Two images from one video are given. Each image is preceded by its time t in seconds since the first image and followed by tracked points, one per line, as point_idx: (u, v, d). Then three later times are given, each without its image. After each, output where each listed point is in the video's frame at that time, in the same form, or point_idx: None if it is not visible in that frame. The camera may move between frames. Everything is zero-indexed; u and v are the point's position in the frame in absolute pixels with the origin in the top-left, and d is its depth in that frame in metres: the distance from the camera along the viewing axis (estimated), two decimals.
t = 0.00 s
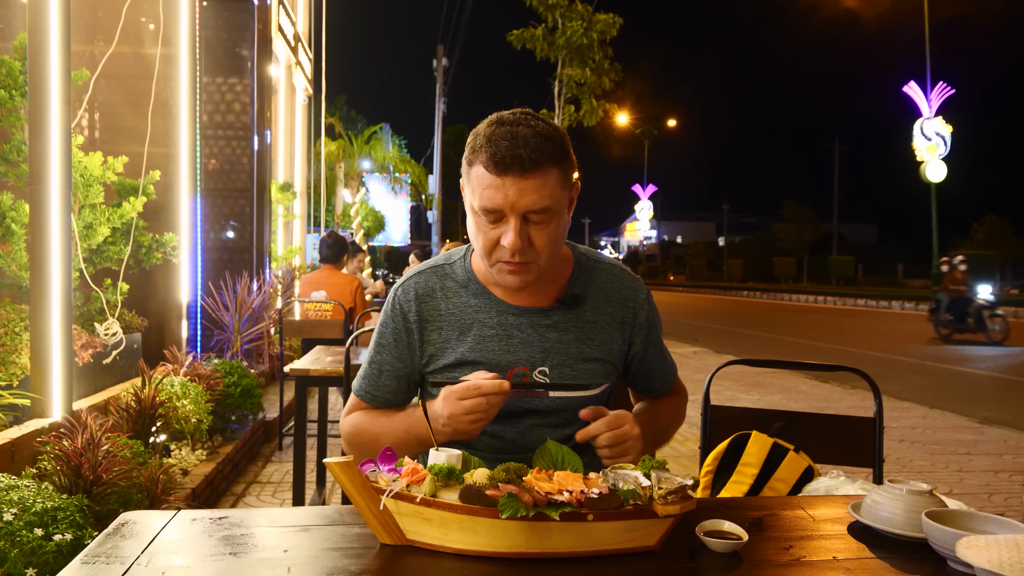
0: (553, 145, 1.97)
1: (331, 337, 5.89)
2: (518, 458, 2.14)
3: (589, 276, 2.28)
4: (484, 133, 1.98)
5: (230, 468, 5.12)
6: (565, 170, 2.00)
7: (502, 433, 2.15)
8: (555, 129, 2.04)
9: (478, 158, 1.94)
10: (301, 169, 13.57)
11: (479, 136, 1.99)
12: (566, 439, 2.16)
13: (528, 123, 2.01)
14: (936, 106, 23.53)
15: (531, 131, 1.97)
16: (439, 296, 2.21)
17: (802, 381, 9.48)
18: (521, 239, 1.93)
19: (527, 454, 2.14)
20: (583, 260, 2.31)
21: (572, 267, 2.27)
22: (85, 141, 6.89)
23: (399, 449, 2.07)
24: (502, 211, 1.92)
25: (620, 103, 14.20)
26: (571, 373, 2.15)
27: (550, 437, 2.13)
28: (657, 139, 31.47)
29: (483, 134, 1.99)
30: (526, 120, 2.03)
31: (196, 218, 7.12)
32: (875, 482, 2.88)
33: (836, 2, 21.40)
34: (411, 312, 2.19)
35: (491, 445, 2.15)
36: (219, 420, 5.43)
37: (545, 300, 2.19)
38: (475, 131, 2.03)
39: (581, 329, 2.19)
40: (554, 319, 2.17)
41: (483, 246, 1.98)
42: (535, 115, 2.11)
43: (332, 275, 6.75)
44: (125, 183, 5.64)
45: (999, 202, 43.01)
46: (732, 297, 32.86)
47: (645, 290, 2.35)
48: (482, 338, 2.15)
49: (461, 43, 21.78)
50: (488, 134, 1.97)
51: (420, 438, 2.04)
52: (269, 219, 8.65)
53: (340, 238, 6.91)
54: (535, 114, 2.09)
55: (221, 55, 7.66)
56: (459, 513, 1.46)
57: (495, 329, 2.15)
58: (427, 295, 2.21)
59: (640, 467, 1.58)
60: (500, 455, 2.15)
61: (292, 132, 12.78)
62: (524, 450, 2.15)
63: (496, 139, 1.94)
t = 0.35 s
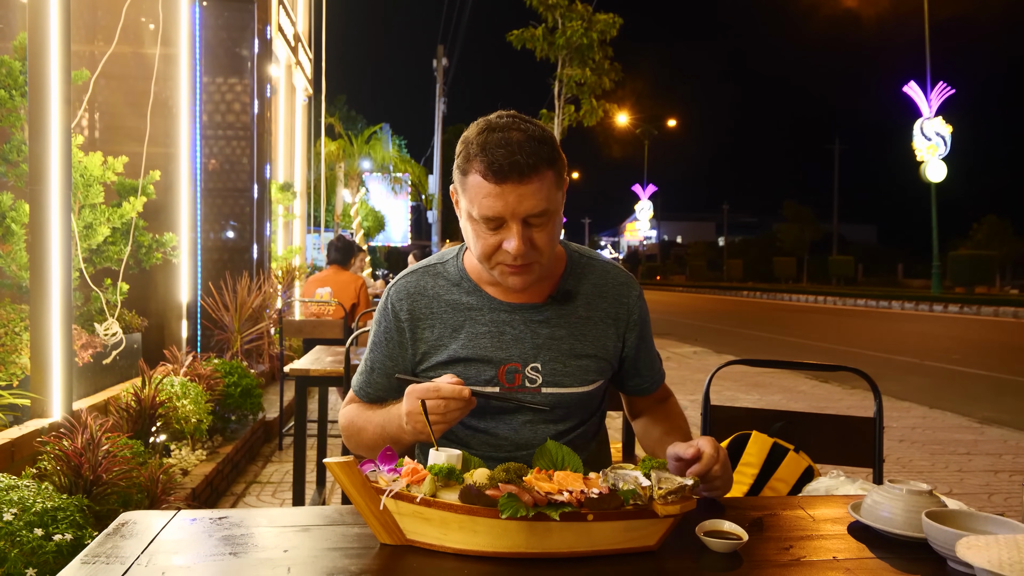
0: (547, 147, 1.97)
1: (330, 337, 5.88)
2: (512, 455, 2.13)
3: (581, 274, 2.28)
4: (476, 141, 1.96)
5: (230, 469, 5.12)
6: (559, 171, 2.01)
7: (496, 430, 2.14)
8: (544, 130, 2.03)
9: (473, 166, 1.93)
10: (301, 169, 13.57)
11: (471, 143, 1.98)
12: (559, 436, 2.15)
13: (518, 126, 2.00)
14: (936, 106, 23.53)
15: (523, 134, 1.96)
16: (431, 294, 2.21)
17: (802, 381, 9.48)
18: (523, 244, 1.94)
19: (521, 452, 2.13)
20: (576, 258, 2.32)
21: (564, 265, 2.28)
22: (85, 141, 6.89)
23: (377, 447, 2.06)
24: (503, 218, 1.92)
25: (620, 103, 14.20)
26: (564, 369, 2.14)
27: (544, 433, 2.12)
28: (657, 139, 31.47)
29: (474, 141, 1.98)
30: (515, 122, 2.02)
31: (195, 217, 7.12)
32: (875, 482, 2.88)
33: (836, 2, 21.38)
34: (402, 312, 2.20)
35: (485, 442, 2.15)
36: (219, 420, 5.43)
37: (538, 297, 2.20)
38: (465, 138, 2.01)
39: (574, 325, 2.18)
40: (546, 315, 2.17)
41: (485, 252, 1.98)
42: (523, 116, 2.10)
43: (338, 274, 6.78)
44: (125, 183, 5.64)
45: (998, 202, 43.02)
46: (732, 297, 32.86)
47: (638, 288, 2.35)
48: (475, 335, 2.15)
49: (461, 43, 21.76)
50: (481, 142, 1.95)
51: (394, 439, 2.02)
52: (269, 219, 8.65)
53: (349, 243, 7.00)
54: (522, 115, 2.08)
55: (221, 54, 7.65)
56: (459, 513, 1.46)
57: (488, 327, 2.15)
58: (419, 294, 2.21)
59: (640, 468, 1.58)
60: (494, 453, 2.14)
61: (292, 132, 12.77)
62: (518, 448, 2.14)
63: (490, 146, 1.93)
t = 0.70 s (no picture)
0: (563, 147, 1.98)
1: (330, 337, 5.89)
2: (515, 451, 2.13)
3: (588, 272, 2.28)
4: (494, 139, 1.96)
5: (230, 469, 5.12)
6: (574, 171, 2.01)
7: (500, 425, 2.14)
8: (560, 130, 2.04)
9: (492, 163, 1.93)
10: (301, 168, 13.57)
11: (489, 141, 1.98)
12: (563, 432, 2.15)
13: (535, 125, 2.01)
14: (936, 106, 23.54)
15: (541, 133, 1.97)
16: (439, 289, 2.21)
17: (802, 381, 9.48)
18: (539, 241, 1.94)
19: (525, 447, 2.13)
20: (583, 257, 2.32)
21: (571, 263, 2.28)
22: (85, 141, 6.88)
23: (382, 440, 2.06)
24: (520, 215, 1.92)
25: (620, 103, 14.20)
26: (570, 365, 2.14)
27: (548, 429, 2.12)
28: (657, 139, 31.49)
29: (492, 139, 1.98)
30: (531, 122, 2.03)
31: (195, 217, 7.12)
32: (875, 482, 2.88)
33: (836, 2, 21.38)
34: (409, 306, 2.20)
35: (488, 437, 2.15)
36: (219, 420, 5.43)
37: (546, 293, 2.20)
38: (482, 136, 2.01)
39: (580, 321, 2.19)
40: (553, 311, 2.17)
41: (500, 249, 1.98)
42: (537, 115, 2.10)
43: (347, 275, 6.84)
44: (125, 183, 5.64)
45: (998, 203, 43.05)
46: (732, 297, 32.87)
47: (643, 288, 2.36)
48: (481, 330, 2.15)
49: (461, 43, 21.77)
50: (499, 140, 1.95)
51: (398, 433, 2.03)
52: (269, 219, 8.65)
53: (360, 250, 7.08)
54: (537, 115, 2.09)
55: (221, 54, 7.66)
56: (459, 513, 1.46)
57: (494, 321, 2.15)
58: (426, 288, 2.22)
59: (639, 468, 1.59)
60: (497, 448, 2.14)
61: (292, 132, 12.77)
62: (521, 443, 2.14)
63: (509, 143, 1.93)
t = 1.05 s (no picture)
0: (573, 150, 1.97)
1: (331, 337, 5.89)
2: (518, 450, 2.13)
3: (593, 273, 2.28)
4: (505, 138, 1.96)
5: (230, 469, 5.12)
6: (582, 173, 2.01)
7: (503, 424, 2.14)
8: (571, 132, 2.04)
9: (500, 162, 1.93)
10: (302, 168, 13.57)
11: (499, 139, 1.98)
12: (566, 433, 2.14)
13: (546, 126, 2.01)
14: (936, 106, 23.55)
15: (551, 135, 1.97)
16: (445, 288, 2.21)
17: (802, 381, 9.49)
18: (544, 241, 1.94)
19: (528, 447, 2.13)
20: (588, 258, 2.32)
21: (577, 263, 2.28)
22: (85, 141, 6.89)
23: (385, 439, 2.06)
24: (526, 215, 1.92)
25: (620, 103, 14.21)
26: (574, 366, 2.14)
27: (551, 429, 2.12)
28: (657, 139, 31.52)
29: (502, 138, 1.98)
30: (542, 122, 2.02)
31: (195, 217, 7.12)
32: (875, 482, 2.88)
33: (836, 2, 21.39)
34: (415, 304, 2.20)
35: (491, 436, 2.14)
36: (219, 420, 5.43)
37: (551, 294, 2.20)
38: (493, 133, 2.01)
39: (585, 322, 2.18)
40: (558, 312, 2.17)
41: (504, 246, 1.98)
42: (550, 116, 2.10)
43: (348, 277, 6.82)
44: (125, 183, 5.64)
45: (998, 202, 43.08)
46: (732, 297, 32.89)
47: (648, 291, 2.36)
48: (487, 329, 2.15)
49: (462, 43, 21.77)
50: (509, 139, 1.95)
51: (402, 432, 2.02)
52: (269, 220, 8.66)
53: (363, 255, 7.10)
54: (549, 116, 2.08)
55: (221, 55, 7.66)
56: (459, 513, 1.46)
57: (500, 321, 2.15)
58: (432, 287, 2.22)
59: (640, 468, 1.59)
60: (500, 447, 2.14)
61: (292, 132, 12.78)
62: (524, 443, 2.14)
63: (519, 144, 1.93)
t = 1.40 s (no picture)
0: (577, 152, 1.97)
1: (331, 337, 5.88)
2: (519, 450, 2.14)
3: (595, 275, 2.28)
4: (510, 137, 1.96)
5: (230, 469, 5.12)
6: (587, 176, 2.00)
7: (505, 424, 2.14)
8: (577, 134, 2.04)
9: (504, 162, 1.93)
10: (302, 168, 13.57)
11: (505, 139, 1.98)
12: (567, 434, 2.15)
13: (552, 128, 2.00)
14: (936, 106, 23.55)
15: (556, 136, 1.97)
16: (447, 288, 2.21)
17: (802, 381, 9.49)
18: (546, 242, 1.94)
19: (529, 447, 2.14)
20: (591, 260, 2.32)
21: (579, 265, 2.28)
22: (85, 141, 6.89)
23: (386, 439, 2.06)
24: (528, 215, 1.92)
25: (620, 103, 14.21)
26: (576, 367, 2.14)
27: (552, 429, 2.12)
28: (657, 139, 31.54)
29: (508, 137, 1.98)
30: (549, 124, 2.02)
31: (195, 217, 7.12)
32: (875, 482, 2.88)
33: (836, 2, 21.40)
34: (417, 305, 2.20)
35: (492, 436, 2.15)
36: (219, 420, 5.43)
37: (553, 295, 2.20)
38: (499, 133, 2.01)
39: (586, 324, 2.18)
40: (560, 313, 2.17)
41: (506, 246, 1.99)
42: (557, 118, 2.10)
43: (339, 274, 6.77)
44: (125, 183, 5.64)
45: (998, 202, 43.10)
46: (732, 297, 32.90)
47: (650, 293, 2.36)
48: (490, 330, 2.15)
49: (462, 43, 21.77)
50: (514, 139, 1.95)
51: (404, 432, 2.03)
52: (269, 220, 8.66)
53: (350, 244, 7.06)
54: (555, 118, 2.08)
55: (221, 55, 7.66)
56: (459, 513, 1.46)
57: (503, 322, 2.15)
58: (435, 288, 2.21)
59: (640, 469, 1.59)
60: (501, 447, 2.14)
61: (292, 132, 12.78)
62: (525, 443, 2.14)
63: (523, 144, 1.93)
